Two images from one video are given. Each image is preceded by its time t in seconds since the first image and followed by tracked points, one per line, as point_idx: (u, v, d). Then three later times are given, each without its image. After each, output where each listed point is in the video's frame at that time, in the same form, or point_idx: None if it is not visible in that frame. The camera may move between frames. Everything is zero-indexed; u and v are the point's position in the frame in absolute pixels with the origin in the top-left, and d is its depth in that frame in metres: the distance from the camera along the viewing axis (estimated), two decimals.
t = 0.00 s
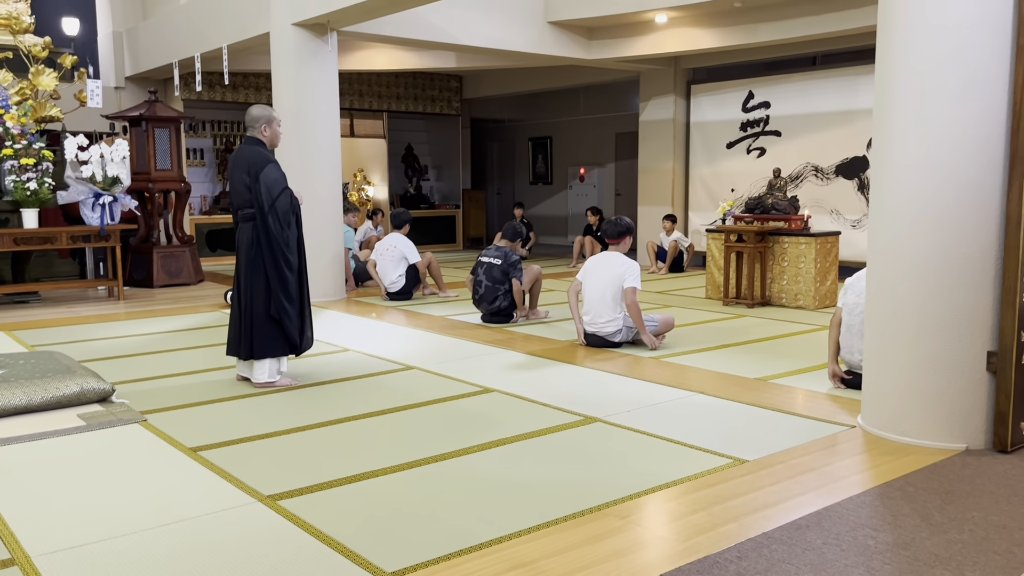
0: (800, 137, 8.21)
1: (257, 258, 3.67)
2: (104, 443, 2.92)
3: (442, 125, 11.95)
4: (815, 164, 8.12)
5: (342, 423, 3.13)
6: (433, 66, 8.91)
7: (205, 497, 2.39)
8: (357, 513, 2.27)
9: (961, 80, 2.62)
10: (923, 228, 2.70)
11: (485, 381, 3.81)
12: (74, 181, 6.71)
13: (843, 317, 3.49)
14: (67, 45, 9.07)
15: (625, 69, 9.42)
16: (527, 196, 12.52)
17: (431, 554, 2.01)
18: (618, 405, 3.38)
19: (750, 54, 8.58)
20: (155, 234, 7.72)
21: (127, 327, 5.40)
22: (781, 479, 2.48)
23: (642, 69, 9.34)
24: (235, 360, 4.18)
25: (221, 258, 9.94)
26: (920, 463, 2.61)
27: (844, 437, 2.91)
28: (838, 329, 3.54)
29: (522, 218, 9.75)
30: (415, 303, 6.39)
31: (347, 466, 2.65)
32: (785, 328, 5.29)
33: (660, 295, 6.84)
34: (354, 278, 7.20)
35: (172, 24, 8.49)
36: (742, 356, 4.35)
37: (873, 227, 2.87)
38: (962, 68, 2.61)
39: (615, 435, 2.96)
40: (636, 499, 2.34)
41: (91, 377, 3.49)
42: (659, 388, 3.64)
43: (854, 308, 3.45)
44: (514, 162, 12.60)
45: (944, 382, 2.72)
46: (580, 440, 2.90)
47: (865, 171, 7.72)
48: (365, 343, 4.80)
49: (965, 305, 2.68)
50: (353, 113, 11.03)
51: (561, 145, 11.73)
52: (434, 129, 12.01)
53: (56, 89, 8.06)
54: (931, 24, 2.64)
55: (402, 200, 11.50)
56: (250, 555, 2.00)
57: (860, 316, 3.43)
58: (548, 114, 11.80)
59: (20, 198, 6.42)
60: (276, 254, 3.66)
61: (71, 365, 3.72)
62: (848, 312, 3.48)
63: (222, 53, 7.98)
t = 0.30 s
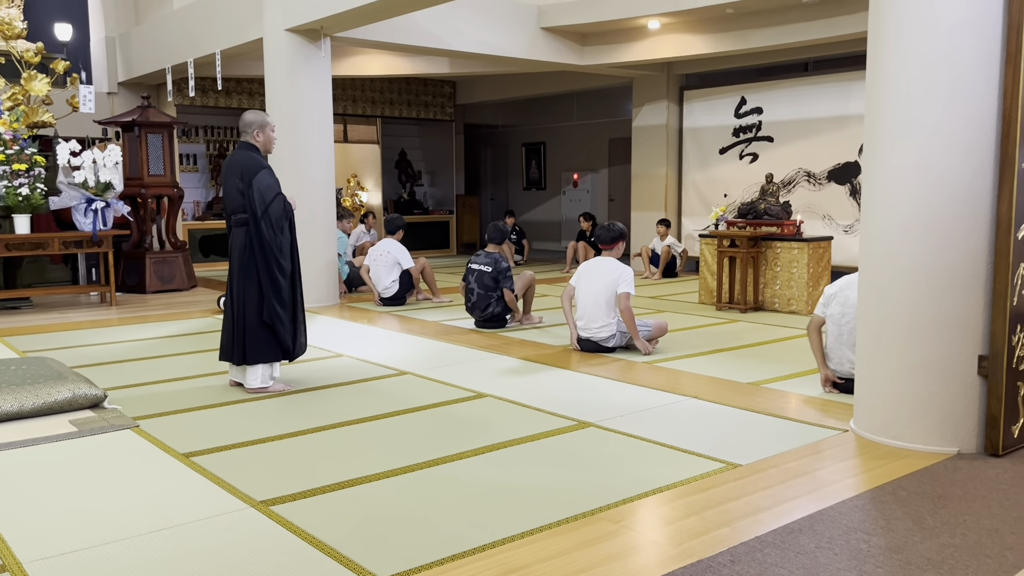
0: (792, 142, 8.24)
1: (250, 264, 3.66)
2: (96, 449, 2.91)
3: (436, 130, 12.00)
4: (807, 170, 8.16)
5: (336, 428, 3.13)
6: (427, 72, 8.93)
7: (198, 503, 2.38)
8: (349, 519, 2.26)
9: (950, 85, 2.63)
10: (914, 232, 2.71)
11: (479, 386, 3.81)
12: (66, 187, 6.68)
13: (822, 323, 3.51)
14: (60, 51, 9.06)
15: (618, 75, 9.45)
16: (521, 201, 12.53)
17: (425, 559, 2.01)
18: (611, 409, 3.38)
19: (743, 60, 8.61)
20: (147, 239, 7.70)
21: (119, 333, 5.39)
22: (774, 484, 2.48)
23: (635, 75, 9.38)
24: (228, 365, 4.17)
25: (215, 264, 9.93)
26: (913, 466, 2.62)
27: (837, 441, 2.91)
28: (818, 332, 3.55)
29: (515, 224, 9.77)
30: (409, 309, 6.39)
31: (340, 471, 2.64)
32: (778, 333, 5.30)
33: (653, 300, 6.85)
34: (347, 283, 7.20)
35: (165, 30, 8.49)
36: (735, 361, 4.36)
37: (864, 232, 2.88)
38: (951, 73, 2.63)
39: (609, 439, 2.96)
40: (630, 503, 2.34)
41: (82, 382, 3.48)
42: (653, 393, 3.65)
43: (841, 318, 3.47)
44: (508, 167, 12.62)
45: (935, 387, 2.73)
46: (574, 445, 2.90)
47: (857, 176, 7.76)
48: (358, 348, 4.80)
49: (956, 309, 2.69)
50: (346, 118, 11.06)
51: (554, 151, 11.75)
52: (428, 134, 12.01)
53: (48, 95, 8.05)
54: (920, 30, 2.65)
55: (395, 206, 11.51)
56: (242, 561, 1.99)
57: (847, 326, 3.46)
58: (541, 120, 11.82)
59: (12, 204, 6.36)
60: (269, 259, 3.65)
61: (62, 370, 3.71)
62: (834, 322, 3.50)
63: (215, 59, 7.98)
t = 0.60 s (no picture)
0: (786, 145, 8.26)
1: (243, 267, 3.65)
2: (90, 453, 2.90)
3: (431, 134, 12.01)
4: (801, 173, 8.17)
5: (330, 432, 3.12)
6: (421, 76, 8.94)
7: (193, 507, 2.38)
8: (344, 522, 2.25)
9: (943, 88, 2.64)
10: (907, 234, 2.72)
11: (473, 390, 3.80)
12: (59, 191, 6.67)
13: (809, 326, 3.53)
14: (53, 54, 9.03)
15: (613, 79, 9.46)
16: (515, 205, 12.53)
17: (421, 562, 2.00)
18: (606, 413, 3.38)
19: (737, 64, 8.63)
20: (141, 243, 7.68)
21: (112, 337, 5.37)
22: (769, 486, 2.48)
23: (630, 79, 9.39)
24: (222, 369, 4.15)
25: (209, 268, 9.91)
26: (908, 469, 2.62)
27: (831, 443, 2.92)
28: (804, 336, 3.57)
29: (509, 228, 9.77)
30: (403, 312, 6.38)
31: (335, 475, 2.64)
32: (772, 336, 5.31)
33: (648, 304, 6.86)
34: (342, 287, 7.19)
35: (159, 33, 8.47)
36: (730, 364, 4.36)
37: (858, 235, 2.89)
38: (943, 77, 2.64)
39: (604, 443, 2.96)
40: (625, 506, 2.34)
41: (76, 387, 3.46)
42: (648, 396, 3.65)
43: (831, 323, 3.49)
44: (502, 171, 12.63)
45: (929, 388, 2.73)
46: (568, 448, 2.90)
47: (850, 179, 7.78)
48: (353, 352, 4.79)
49: (950, 310, 2.69)
50: (341, 122, 11.03)
51: (549, 154, 11.74)
52: (423, 138, 12.02)
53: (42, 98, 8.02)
54: (913, 33, 2.66)
55: (390, 209, 11.51)
56: (238, 565, 1.99)
57: (838, 330, 3.48)
58: (536, 123, 11.82)
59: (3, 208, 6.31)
60: (263, 263, 3.64)
61: (56, 375, 3.69)
62: (824, 328, 3.52)
63: (209, 62, 7.96)
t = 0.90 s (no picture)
0: (781, 147, 8.28)
1: (235, 270, 3.65)
2: (85, 456, 2.89)
3: (426, 136, 12.02)
4: (796, 175, 8.19)
5: (325, 434, 3.11)
6: (417, 78, 8.94)
7: (188, 509, 2.37)
8: (340, 525, 2.25)
9: (936, 89, 2.65)
10: (901, 236, 2.73)
11: (469, 392, 3.80)
12: (54, 193, 6.62)
13: (805, 327, 3.52)
14: (47, 56, 9.01)
15: (608, 80, 9.47)
16: (511, 207, 12.53)
17: (417, 563, 2.00)
18: (602, 414, 3.38)
19: (732, 65, 8.64)
20: (136, 245, 7.66)
21: (107, 339, 5.35)
22: (765, 487, 2.48)
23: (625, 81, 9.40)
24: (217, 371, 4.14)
25: (204, 270, 9.90)
26: (903, 469, 2.63)
27: (827, 444, 2.92)
28: (798, 336, 3.56)
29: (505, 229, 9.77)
30: (399, 314, 6.38)
31: (329, 478, 2.63)
32: (768, 337, 5.32)
33: (643, 305, 6.86)
34: (337, 289, 7.18)
35: (154, 35, 8.46)
36: (726, 365, 4.37)
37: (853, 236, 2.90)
38: (936, 77, 2.65)
39: (600, 444, 2.96)
40: (620, 507, 2.34)
41: (70, 389, 3.45)
42: (643, 397, 3.65)
43: (828, 323, 3.51)
44: (498, 173, 12.63)
45: (923, 389, 2.74)
46: (564, 450, 2.90)
47: (845, 181, 7.80)
48: (348, 354, 4.79)
49: (945, 311, 2.70)
50: (336, 124, 11.05)
51: (544, 156, 11.74)
52: (418, 140, 12.02)
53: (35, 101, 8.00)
54: (907, 35, 2.67)
55: (386, 211, 11.50)
56: (233, 567, 1.98)
57: (835, 330, 3.49)
58: (531, 125, 11.82)
59: None
60: (255, 265, 3.64)
61: (50, 377, 3.68)
62: (821, 328, 3.53)
63: (203, 64, 7.95)
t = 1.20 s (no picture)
0: (777, 147, 8.28)
1: (231, 270, 3.65)
2: (81, 457, 2.88)
3: (423, 136, 12.02)
4: (793, 174, 8.19)
5: (322, 434, 3.11)
6: (414, 78, 8.94)
7: (185, 510, 2.37)
8: (339, 525, 2.25)
9: (933, 88, 2.65)
10: (897, 235, 2.73)
11: (466, 392, 3.80)
12: (50, 194, 6.62)
13: (803, 327, 3.52)
14: (44, 57, 9.00)
15: (604, 81, 9.48)
16: (508, 207, 12.53)
17: (414, 564, 2.00)
18: (599, 414, 3.38)
19: (728, 66, 8.65)
20: (133, 246, 7.65)
21: (103, 340, 5.35)
22: (762, 486, 2.49)
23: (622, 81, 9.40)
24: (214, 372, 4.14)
25: (201, 271, 9.89)
26: (899, 469, 2.63)
27: (823, 444, 2.92)
28: (797, 337, 3.56)
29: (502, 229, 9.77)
30: (396, 314, 6.38)
31: (327, 478, 2.63)
32: (765, 336, 5.32)
33: (640, 305, 6.86)
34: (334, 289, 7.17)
35: (151, 35, 8.45)
36: (723, 365, 4.37)
37: (849, 235, 2.90)
38: (932, 77, 2.65)
39: (597, 444, 2.96)
40: (617, 507, 2.34)
41: (66, 390, 3.45)
42: (641, 397, 3.65)
43: (826, 323, 3.51)
44: (495, 173, 12.63)
45: (920, 388, 2.74)
46: (561, 450, 2.90)
47: (842, 181, 7.80)
48: (345, 354, 4.78)
49: (940, 310, 2.70)
50: (333, 125, 11.07)
51: (542, 156, 11.73)
52: (415, 140, 12.02)
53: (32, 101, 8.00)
54: (904, 35, 2.68)
55: (383, 212, 11.51)
56: (230, 568, 1.98)
57: (832, 329, 3.49)
58: (528, 125, 11.82)
59: None
60: (250, 265, 3.64)
61: (47, 378, 3.67)
62: (819, 327, 3.54)
63: (200, 65, 7.95)
